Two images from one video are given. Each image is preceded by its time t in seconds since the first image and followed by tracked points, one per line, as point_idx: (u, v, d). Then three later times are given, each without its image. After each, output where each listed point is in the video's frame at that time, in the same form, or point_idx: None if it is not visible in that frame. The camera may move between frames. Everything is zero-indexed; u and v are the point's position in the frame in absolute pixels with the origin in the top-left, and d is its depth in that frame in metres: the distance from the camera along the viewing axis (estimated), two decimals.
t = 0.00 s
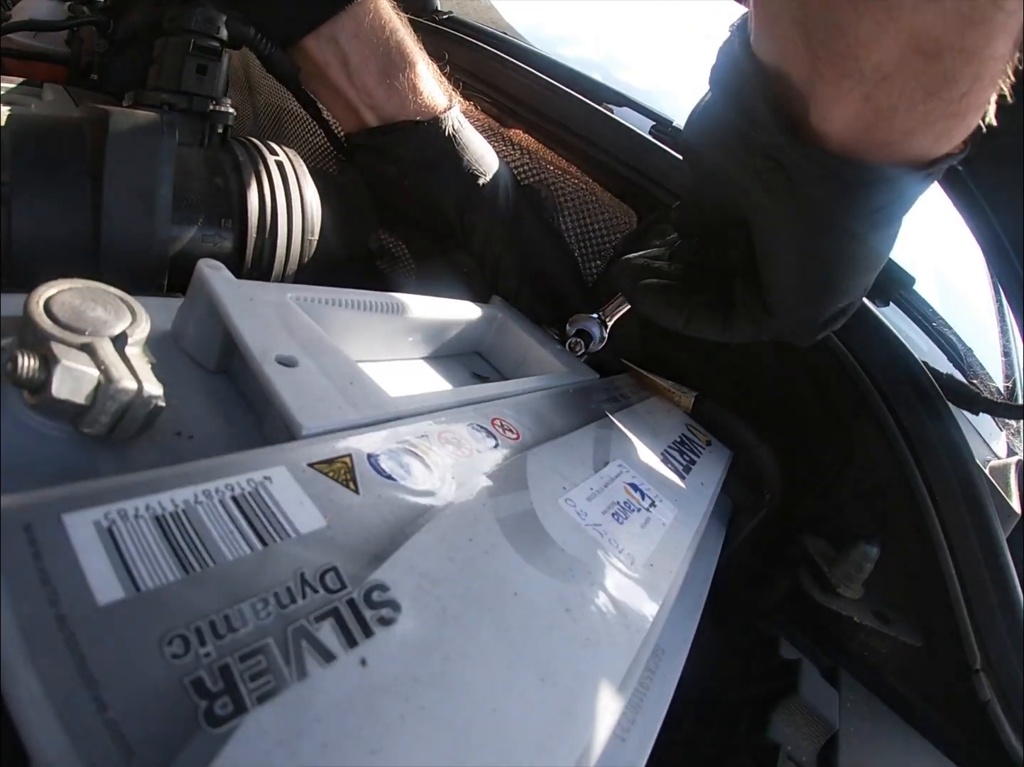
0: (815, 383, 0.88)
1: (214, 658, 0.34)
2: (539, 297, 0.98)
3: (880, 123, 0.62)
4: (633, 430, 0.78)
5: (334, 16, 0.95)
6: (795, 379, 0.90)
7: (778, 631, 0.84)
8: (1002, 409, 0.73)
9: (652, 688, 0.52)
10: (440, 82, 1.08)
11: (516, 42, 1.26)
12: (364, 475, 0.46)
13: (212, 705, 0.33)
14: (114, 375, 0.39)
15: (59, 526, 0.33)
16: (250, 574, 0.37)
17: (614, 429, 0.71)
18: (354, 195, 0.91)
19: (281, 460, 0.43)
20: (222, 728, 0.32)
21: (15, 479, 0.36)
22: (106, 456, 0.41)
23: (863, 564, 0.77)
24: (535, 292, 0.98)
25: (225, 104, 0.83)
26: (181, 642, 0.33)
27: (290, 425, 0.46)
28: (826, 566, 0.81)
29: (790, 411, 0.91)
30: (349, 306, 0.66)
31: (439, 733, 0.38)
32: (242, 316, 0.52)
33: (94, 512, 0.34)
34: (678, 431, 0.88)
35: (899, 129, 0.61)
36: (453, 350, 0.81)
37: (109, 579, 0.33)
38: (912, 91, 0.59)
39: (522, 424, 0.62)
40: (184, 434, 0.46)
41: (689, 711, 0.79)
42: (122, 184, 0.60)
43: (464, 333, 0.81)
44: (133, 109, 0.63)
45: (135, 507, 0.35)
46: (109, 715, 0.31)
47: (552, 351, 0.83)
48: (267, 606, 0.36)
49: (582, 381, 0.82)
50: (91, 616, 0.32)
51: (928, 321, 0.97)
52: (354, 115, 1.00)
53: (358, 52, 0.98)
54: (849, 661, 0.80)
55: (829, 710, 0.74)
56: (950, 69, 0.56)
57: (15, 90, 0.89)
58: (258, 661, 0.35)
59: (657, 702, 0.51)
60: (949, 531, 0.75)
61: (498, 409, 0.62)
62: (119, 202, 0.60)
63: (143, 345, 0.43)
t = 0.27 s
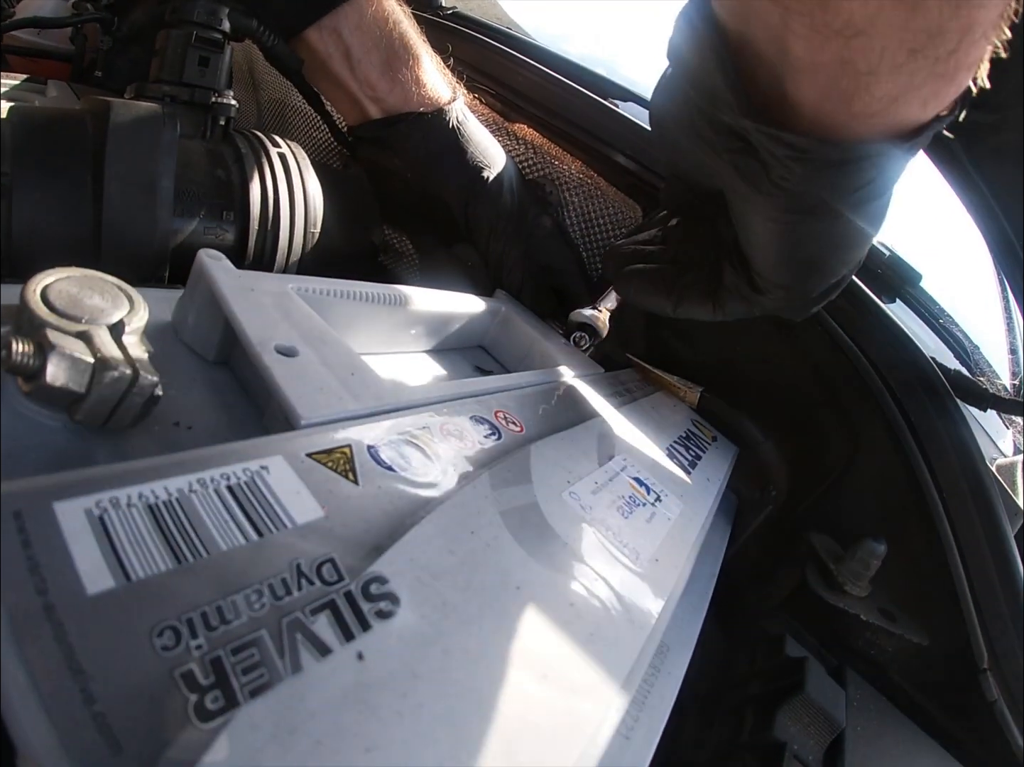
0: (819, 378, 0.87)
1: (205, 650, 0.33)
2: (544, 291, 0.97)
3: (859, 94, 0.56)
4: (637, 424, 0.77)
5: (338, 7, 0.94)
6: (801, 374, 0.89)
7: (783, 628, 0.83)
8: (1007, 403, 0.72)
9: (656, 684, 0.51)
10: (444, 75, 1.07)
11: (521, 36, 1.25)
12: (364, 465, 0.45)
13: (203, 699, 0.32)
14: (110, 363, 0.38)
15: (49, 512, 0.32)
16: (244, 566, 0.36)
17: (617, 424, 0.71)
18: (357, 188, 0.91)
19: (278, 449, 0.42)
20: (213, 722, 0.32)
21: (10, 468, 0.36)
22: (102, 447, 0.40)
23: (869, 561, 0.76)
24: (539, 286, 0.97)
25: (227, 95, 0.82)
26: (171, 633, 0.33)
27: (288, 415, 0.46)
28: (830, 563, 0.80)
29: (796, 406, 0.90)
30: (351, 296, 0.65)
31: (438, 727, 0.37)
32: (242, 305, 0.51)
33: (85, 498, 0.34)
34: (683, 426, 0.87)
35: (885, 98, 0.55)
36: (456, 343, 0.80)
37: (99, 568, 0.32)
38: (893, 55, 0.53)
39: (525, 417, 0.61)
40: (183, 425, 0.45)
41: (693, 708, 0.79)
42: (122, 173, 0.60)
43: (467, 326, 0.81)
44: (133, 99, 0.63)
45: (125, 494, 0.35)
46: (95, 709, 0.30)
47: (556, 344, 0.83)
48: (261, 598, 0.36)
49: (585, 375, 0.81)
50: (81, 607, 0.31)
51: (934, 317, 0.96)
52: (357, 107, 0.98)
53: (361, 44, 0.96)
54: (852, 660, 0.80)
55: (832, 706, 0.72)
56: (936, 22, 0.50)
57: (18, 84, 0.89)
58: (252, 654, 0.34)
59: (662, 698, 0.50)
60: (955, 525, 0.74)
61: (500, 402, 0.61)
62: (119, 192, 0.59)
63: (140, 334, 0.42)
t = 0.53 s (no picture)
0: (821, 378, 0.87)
1: (212, 650, 0.33)
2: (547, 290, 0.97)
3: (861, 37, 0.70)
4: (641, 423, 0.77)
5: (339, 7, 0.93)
6: (804, 373, 0.88)
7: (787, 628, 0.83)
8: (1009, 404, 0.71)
9: (662, 685, 0.50)
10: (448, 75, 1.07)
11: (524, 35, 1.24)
12: (370, 464, 0.45)
13: (209, 701, 0.32)
14: (113, 360, 0.38)
15: (51, 510, 0.32)
16: (251, 565, 0.36)
17: (621, 424, 0.70)
18: (359, 186, 0.90)
19: (284, 447, 0.42)
20: (219, 724, 0.31)
21: (13, 466, 0.36)
22: (106, 446, 0.40)
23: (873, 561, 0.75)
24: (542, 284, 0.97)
25: (230, 92, 0.82)
26: (178, 633, 0.32)
27: (294, 413, 0.45)
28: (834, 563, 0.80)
29: (801, 406, 0.90)
30: (355, 295, 0.64)
31: (444, 726, 0.37)
32: (246, 302, 0.51)
33: (88, 496, 0.33)
34: (686, 425, 0.87)
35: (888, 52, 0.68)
36: (460, 342, 0.80)
37: (103, 567, 0.32)
38: None
39: (530, 416, 0.61)
40: (187, 423, 0.45)
41: (696, 708, 0.78)
42: (124, 169, 0.59)
43: (470, 324, 0.80)
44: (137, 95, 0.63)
45: (130, 491, 0.35)
46: (100, 711, 0.29)
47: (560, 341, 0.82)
48: (268, 598, 0.35)
49: (589, 373, 0.81)
50: (86, 607, 0.30)
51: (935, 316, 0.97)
52: (360, 107, 0.99)
53: (363, 41, 0.95)
54: (855, 658, 0.79)
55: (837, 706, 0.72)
56: None
57: (19, 81, 0.88)
58: (258, 654, 0.34)
59: (667, 699, 0.50)
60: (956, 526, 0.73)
61: (505, 401, 0.61)
62: (122, 188, 0.59)
63: (144, 330, 0.42)
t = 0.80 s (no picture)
0: (822, 381, 0.87)
1: (216, 651, 0.33)
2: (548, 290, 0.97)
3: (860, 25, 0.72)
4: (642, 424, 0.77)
5: (339, 7, 0.91)
6: (805, 376, 0.89)
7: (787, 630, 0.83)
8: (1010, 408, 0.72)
9: (663, 686, 0.50)
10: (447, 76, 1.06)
11: (525, 36, 1.24)
12: (373, 464, 0.45)
13: (214, 700, 0.32)
14: (117, 359, 0.38)
15: (56, 509, 0.32)
16: (255, 564, 0.36)
17: (623, 425, 0.70)
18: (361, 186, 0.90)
19: (287, 447, 0.42)
20: (224, 724, 0.31)
21: (17, 464, 0.36)
22: (109, 444, 0.40)
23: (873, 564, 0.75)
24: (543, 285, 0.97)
25: (233, 92, 0.82)
26: (182, 633, 0.32)
27: (297, 412, 0.45)
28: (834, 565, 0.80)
29: (801, 408, 0.90)
30: (358, 294, 0.65)
31: (447, 725, 0.37)
32: (250, 302, 0.51)
33: (93, 496, 0.33)
34: (687, 427, 0.87)
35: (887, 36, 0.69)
36: (462, 342, 0.80)
37: (107, 566, 0.32)
38: None
39: (532, 416, 0.61)
40: (191, 422, 0.45)
41: (696, 710, 0.78)
42: (128, 168, 0.59)
43: (472, 324, 0.80)
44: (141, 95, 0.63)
45: (134, 491, 0.35)
46: (105, 710, 0.29)
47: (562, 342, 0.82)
48: (272, 597, 0.35)
49: (590, 374, 0.81)
50: (90, 606, 0.30)
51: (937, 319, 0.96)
52: (360, 108, 0.97)
53: (363, 42, 0.93)
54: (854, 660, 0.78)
55: (837, 708, 0.72)
56: None
57: (21, 80, 0.88)
58: (263, 654, 0.34)
59: (668, 699, 0.50)
60: (956, 529, 0.73)
61: (507, 401, 0.61)
62: (126, 188, 0.59)
63: (149, 329, 0.42)
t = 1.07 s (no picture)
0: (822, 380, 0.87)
1: (209, 648, 0.33)
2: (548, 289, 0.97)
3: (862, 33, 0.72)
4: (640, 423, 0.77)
5: (340, 8, 0.92)
6: (805, 375, 0.88)
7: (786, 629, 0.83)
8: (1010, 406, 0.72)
9: (661, 685, 0.50)
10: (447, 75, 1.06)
11: (526, 35, 1.24)
12: (369, 461, 0.45)
13: (207, 698, 0.32)
14: (113, 356, 0.38)
15: (51, 504, 0.32)
16: (250, 562, 0.36)
17: (622, 424, 0.70)
18: (360, 184, 0.90)
19: (284, 444, 0.42)
20: (217, 723, 0.31)
21: (12, 462, 0.35)
22: (105, 442, 0.40)
23: (873, 564, 0.75)
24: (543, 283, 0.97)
25: (232, 90, 0.82)
26: (175, 630, 0.32)
27: (293, 410, 0.45)
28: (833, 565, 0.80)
29: (801, 407, 0.90)
30: (357, 293, 0.64)
31: (442, 724, 0.37)
32: (248, 300, 0.51)
33: (88, 493, 0.33)
34: (686, 426, 0.87)
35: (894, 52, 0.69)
36: (461, 341, 0.80)
37: (102, 563, 0.32)
38: None
39: (530, 415, 0.61)
40: (187, 419, 0.45)
41: (695, 709, 0.78)
42: (126, 166, 0.59)
43: (471, 324, 0.80)
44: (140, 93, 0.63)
45: (131, 488, 0.35)
46: (97, 707, 0.29)
47: (561, 341, 0.82)
48: (266, 595, 0.35)
49: (589, 373, 0.81)
50: (84, 603, 0.30)
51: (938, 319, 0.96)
52: (360, 107, 0.97)
53: (364, 42, 0.94)
54: (851, 659, 0.78)
55: (836, 708, 0.72)
56: None
57: (21, 78, 0.88)
58: (257, 653, 0.34)
59: (667, 699, 0.49)
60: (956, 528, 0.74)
61: (505, 399, 0.61)
62: (124, 185, 0.59)
63: (145, 327, 0.42)
